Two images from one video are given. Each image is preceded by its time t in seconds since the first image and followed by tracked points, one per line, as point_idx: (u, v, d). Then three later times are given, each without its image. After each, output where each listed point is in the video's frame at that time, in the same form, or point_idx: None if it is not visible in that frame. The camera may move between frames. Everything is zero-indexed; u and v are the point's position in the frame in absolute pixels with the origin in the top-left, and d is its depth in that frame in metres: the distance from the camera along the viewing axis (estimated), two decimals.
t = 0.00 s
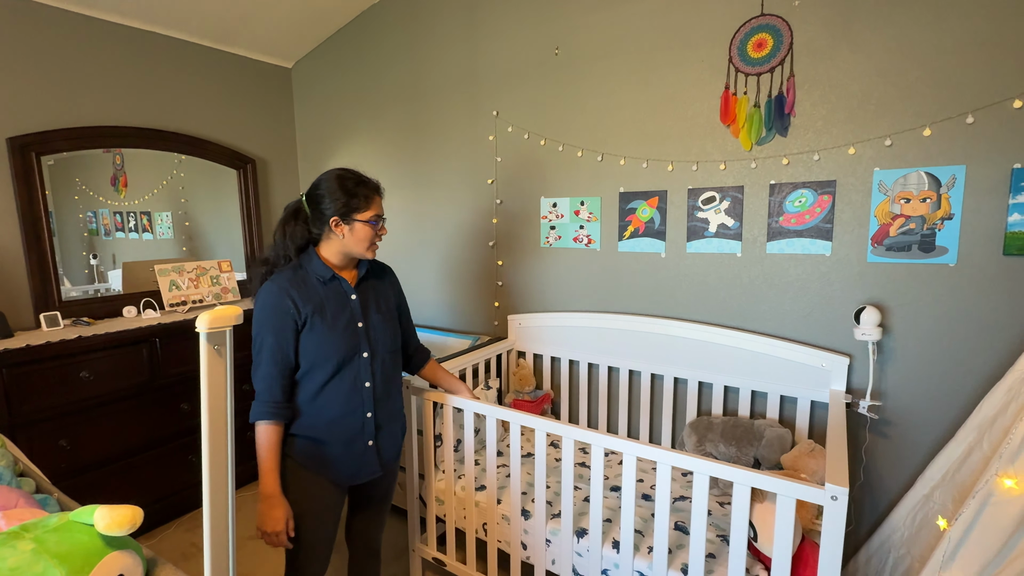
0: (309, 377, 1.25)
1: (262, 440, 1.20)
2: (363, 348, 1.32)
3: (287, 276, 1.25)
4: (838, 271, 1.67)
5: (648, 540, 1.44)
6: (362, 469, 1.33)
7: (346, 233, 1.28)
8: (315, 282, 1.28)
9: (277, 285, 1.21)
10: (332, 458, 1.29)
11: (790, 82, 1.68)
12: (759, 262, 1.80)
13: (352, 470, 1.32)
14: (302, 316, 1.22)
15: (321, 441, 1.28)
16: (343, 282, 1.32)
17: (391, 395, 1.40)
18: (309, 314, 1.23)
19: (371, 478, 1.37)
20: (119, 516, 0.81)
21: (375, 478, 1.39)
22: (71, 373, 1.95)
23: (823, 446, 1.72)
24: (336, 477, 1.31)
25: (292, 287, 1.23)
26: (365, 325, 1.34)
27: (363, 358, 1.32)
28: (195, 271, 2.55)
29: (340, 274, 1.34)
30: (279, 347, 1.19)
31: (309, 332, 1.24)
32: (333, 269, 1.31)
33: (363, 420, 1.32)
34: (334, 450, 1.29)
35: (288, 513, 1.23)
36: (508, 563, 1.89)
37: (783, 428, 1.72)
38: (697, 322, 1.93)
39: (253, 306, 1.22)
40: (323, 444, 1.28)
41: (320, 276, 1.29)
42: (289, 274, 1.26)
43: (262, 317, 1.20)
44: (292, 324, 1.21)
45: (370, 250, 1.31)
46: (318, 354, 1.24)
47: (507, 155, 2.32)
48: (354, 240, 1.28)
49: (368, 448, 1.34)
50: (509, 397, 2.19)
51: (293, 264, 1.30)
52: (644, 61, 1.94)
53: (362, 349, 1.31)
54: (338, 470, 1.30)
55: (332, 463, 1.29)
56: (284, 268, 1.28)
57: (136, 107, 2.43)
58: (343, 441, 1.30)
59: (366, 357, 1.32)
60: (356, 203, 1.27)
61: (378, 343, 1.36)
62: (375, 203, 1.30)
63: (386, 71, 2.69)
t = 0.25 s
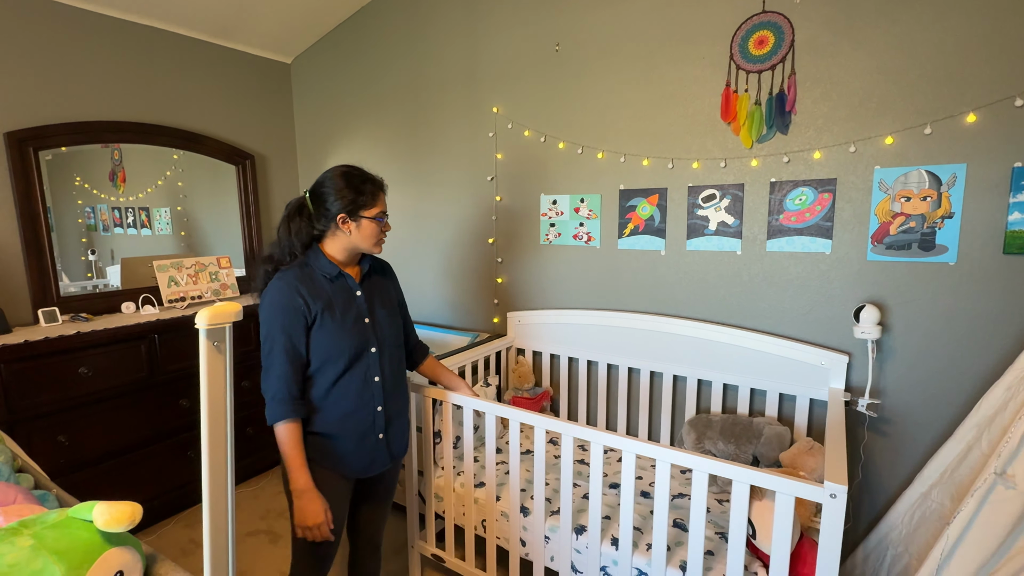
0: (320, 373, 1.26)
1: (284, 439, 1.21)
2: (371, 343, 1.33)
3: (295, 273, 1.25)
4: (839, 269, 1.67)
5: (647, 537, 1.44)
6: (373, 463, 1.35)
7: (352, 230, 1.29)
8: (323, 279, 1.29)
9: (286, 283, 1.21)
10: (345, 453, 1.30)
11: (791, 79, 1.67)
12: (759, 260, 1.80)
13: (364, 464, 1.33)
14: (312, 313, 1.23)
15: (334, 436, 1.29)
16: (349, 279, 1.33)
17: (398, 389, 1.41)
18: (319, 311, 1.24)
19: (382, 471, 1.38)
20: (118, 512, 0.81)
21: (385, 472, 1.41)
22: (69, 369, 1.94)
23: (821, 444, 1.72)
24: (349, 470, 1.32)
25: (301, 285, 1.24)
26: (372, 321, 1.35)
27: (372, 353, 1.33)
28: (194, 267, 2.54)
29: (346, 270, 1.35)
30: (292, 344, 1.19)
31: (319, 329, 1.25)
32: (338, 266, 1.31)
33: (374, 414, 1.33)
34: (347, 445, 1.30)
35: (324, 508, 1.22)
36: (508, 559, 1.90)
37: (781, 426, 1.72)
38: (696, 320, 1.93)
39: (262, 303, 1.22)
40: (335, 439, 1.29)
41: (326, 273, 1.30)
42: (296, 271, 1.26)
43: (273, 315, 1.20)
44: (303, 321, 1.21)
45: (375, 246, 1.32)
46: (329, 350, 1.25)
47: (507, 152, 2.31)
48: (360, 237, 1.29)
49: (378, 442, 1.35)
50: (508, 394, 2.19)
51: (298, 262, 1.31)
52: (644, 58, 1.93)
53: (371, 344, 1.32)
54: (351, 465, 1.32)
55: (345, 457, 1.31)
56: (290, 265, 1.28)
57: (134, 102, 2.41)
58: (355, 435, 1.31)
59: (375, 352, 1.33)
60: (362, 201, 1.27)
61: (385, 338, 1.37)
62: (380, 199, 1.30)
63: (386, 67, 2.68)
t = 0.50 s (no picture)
0: (332, 369, 1.26)
1: (305, 434, 1.21)
2: (381, 339, 1.34)
3: (303, 270, 1.25)
4: (843, 268, 1.67)
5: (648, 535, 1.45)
6: (385, 457, 1.36)
7: (352, 224, 1.29)
8: (331, 275, 1.30)
9: (296, 280, 1.21)
10: (359, 447, 1.32)
11: (797, 77, 1.67)
12: (762, 258, 1.80)
13: (376, 458, 1.35)
14: (322, 310, 1.23)
15: (347, 431, 1.30)
16: (356, 275, 1.35)
17: (407, 383, 1.43)
18: (329, 307, 1.24)
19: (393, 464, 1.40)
20: (125, 506, 0.81)
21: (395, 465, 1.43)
22: (73, 364, 1.95)
23: (824, 443, 1.72)
24: (361, 463, 1.34)
25: (310, 282, 1.24)
26: (380, 317, 1.36)
27: (382, 348, 1.34)
28: (198, 263, 2.54)
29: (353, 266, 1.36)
30: (305, 340, 1.20)
31: (330, 325, 1.25)
32: (346, 262, 1.33)
33: (385, 409, 1.35)
34: (360, 439, 1.32)
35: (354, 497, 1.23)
36: (510, 556, 1.91)
37: (784, 424, 1.73)
38: (700, 318, 1.93)
39: (272, 301, 1.22)
40: (348, 434, 1.30)
41: (334, 269, 1.31)
42: (304, 268, 1.27)
43: (284, 313, 1.20)
44: (314, 317, 1.22)
45: (374, 240, 1.31)
46: (341, 347, 1.26)
47: (510, 149, 2.31)
48: (358, 230, 1.29)
49: (389, 435, 1.37)
50: (511, 391, 2.20)
51: (306, 258, 1.32)
52: (648, 55, 1.93)
53: (381, 340, 1.33)
54: (365, 458, 1.33)
55: (359, 451, 1.32)
56: (298, 262, 1.29)
57: (137, 98, 2.41)
58: (368, 430, 1.32)
59: (385, 348, 1.34)
60: (357, 194, 1.26)
61: (393, 334, 1.39)
62: (378, 192, 1.29)
63: (389, 63, 2.67)
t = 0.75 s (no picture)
0: (339, 362, 1.28)
1: (306, 425, 1.23)
2: (388, 334, 1.34)
3: (313, 262, 1.27)
4: (851, 266, 1.66)
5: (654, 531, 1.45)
6: (391, 452, 1.37)
7: (344, 211, 1.32)
8: (340, 268, 1.31)
9: (305, 272, 1.23)
10: (364, 441, 1.33)
11: (807, 73, 1.66)
12: (770, 256, 1.79)
13: (381, 453, 1.36)
14: (330, 303, 1.25)
15: (352, 424, 1.31)
16: (366, 268, 1.35)
17: (415, 380, 1.43)
18: (336, 300, 1.26)
19: (399, 461, 1.41)
20: (137, 498, 0.82)
21: (402, 461, 1.43)
22: (82, 358, 1.96)
23: (831, 441, 1.72)
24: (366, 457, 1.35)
25: (319, 274, 1.26)
26: (389, 312, 1.37)
27: (389, 344, 1.34)
28: (205, 258, 2.53)
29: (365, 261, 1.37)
30: (311, 332, 1.21)
31: (337, 318, 1.27)
32: (356, 255, 1.34)
33: (391, 404, 1.36)
34: (365, 433, 1.33)
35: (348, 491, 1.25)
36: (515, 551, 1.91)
37: (791, 422, 1.72)
38: (707, 315, 1.93)
39: (282, 292, 1.24)
40: (354, 428, 1.32)
41: (343, 262, 1.32)
42: (314, 260, 1.29)
43: (292, 304, 1.22)
44: (321, 310, 1.23)
45: (360, 228, 1.30)
46: (347, 340, 1.27)
47: (517, 146, 2.30)
48: (346, 219, 1.32)
49: (395, 431, 1.37)
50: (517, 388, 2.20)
51: (319, 250, 1.34)
52: (656, 51, 1.92)
53: (388, 335, 1.34)
54: (369, 452, 1.34)
55: (363, 445, 1.33)
56: (309, 253, 1.31)
57: (145, 93, 2.42)
58: (373, 425, 1.33)
59: (392, 343, 1.34)
60: (342, 182, 1.31)
61: (402, 330, 1.39)
62: (357, 177, 1.30)
63: (396, 59, 2.67)
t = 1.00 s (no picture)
0: (342, 355, 1.27)
1: (296, 415, 1.23)
2: (394, 329, 1.32)
3: (320, 256, 1.27)
4: (866, 263, 1.64)
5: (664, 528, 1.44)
6: (396, 449, 1.35)
7: (352, 206, 1.32)
8: (347, 262, 1.30)
9: (311, 264, 1.24)
10: (368, 437, 1.31)
11: (823, 68, 1.63)
12: (783, 253, 1.77)
13: (386, 449, 1.33)
14: (334, 295, 1.24)
15: (356, 420, 1.29)
16: (374, 262, 1.34)
17: (424, 377, 1.40)
18: (340, 293, 1.25)
19: (405, 459, 1.38)
20: (153, 491, 0.82)
21: (409, 459, 1.41)
22: (94, 351, 1.97)
23: (844, 440, 1.70)
24: (369, 453, 1.32)
25: (325, 267, 1.26)
26: (397, 307, 1.34)
27: (396, 339, 1.32)
28: (214, 252, 2.54)
29: (374, 255, 1.36)
30: (312, 325, 1.21)
31: (341, 311, 1.26)
32: (363, 250, 1.33)
33: (397, 400, 1.33)
34: (369, 429, 1.31)
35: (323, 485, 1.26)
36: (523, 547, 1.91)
37: (803, 421, 1.71)
38: (718, 312, 1.91)
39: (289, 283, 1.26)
40: (357, 423, 1.30)
41: (352, 256, 1.32)
42: (322, 254, 1.29)
43: (296, 295, 1.23)
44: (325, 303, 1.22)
45: (367, 220, 1.30)
46: (351, 334, 1.26)
47: (527, 141, 2.29)
48: (353, 213, 1.32)
49: (401, 429, 1.35)
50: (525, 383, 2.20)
51: (329, 245, 1.34)
52: (668, 45, 1.90)
53: (394, 330, 1.31)
54: (373, 448, 1.32)
55: (367, 441, 1.31)
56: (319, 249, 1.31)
57: (155, 87, 2.42)
58: (378, 421, 1.31)
59: (398, 338, 1.32)
60: (348, 176, 1.32)
61: (410, 325, 1.36)
62: (362, 170, 1.30)
63: (405, 53, 2.66)
